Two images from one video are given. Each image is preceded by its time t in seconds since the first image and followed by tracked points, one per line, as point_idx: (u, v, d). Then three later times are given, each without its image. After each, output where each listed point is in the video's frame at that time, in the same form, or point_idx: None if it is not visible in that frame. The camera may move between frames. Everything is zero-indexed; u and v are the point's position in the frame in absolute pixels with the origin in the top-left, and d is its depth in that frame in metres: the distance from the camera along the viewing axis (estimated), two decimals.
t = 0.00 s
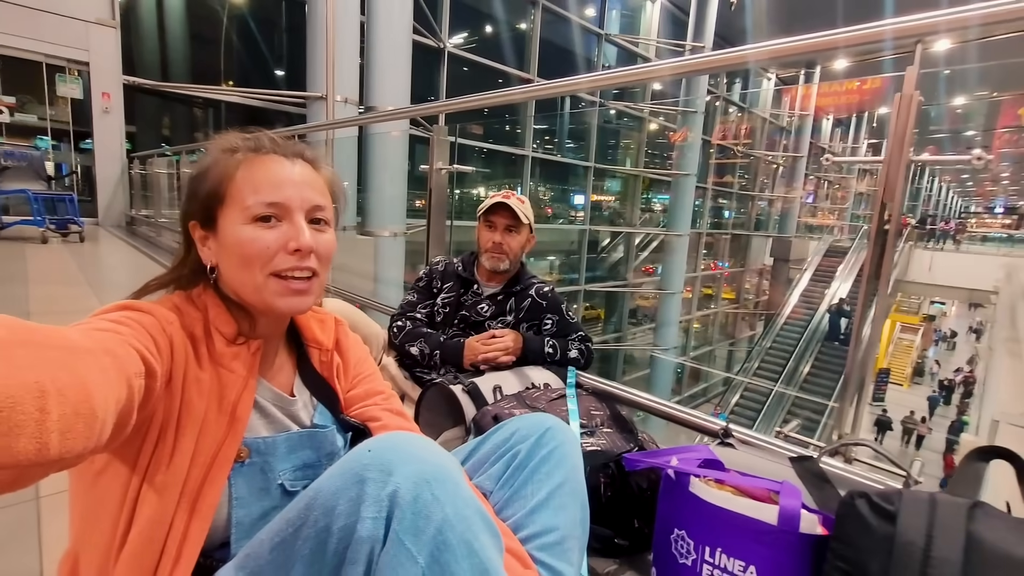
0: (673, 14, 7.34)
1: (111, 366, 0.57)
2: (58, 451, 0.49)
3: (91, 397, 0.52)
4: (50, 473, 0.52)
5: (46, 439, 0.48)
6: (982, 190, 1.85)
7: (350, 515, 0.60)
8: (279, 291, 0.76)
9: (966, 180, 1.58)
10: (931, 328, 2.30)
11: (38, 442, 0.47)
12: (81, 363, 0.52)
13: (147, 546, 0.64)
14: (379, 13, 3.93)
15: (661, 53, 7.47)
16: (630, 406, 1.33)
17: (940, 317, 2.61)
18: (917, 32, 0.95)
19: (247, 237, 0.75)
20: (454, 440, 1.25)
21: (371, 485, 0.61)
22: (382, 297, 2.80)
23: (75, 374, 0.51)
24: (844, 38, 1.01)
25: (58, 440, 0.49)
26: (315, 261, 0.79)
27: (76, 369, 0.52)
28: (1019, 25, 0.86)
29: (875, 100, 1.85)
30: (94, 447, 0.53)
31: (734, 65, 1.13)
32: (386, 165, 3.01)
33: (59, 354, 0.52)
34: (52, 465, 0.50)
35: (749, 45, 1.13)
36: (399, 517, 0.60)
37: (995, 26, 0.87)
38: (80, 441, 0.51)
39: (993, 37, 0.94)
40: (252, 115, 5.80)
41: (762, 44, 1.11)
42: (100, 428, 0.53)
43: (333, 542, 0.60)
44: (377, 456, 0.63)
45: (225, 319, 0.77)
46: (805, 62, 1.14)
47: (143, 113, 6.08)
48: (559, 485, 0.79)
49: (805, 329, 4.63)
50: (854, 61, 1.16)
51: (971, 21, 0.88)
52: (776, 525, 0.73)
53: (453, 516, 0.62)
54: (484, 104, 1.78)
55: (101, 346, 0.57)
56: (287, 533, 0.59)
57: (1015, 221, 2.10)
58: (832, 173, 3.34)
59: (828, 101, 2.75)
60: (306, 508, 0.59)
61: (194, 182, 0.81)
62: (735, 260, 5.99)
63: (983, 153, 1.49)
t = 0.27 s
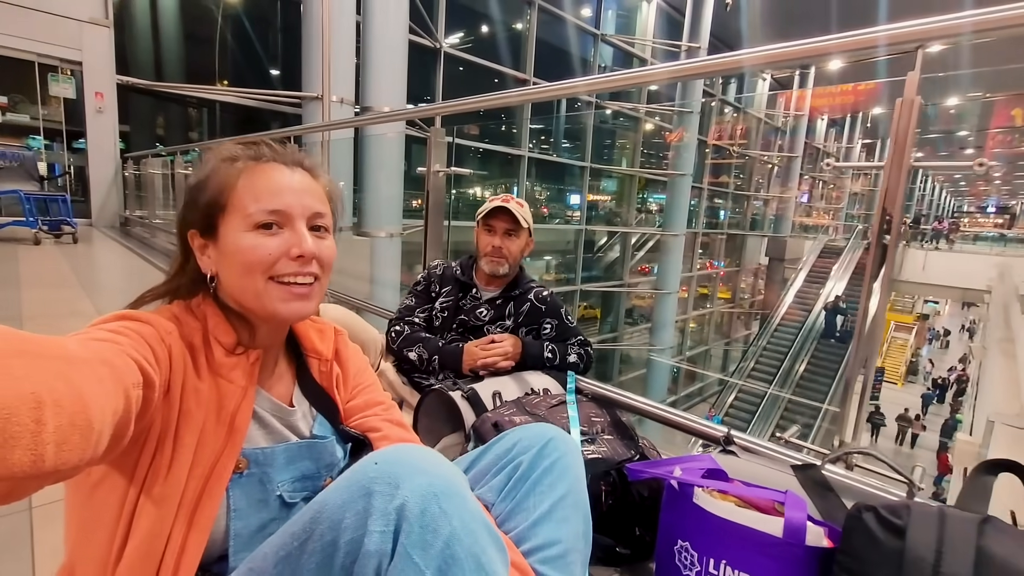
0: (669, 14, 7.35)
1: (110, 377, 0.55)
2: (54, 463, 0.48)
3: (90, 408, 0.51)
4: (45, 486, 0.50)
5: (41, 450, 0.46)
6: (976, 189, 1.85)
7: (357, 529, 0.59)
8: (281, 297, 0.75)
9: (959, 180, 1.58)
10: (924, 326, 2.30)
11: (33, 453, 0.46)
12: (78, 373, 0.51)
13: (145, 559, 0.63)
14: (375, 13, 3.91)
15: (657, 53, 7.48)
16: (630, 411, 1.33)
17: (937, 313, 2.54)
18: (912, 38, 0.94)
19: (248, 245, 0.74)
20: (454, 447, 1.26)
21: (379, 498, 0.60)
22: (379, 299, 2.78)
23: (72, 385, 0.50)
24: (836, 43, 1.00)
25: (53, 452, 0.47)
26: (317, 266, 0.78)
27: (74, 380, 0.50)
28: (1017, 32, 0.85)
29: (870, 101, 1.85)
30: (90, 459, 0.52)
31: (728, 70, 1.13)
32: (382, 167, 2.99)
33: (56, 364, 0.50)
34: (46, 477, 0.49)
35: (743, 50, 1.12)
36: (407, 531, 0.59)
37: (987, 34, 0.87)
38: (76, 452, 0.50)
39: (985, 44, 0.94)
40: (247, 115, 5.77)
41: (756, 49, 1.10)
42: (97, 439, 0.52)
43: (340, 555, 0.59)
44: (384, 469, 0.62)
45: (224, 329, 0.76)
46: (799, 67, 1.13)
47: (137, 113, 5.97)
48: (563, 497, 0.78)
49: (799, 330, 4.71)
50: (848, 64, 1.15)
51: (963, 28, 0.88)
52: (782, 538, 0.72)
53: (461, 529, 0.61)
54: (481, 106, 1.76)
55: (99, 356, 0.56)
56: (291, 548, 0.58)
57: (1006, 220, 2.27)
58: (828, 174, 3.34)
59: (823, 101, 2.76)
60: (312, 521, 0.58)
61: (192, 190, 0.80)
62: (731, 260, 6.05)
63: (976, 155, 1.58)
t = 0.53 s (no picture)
0: (665, 14, 7.36)
1: (104, 387, 0.54)
2: (43, 474, 0.46)
3: (82, 418, 0.49)
4: (35, 497, 0.49)
5: (31, 461, 0.45)
6: (969, 188, 1.85)
7: (356, 543, 0.58)
8: (284, 299, 0.73)
9: (955, 181, 1.58)
10: (920, 326, 2.27)
11: (22, 464, 0.44)
12: (70, 383, 0.49)
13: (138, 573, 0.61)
14: (370, 12, 3.89)
15: (653, 53, 7.49)
16: (628, 415, 1.32)
17: (932, 311, 2.47)
18: (909, 42, 0.94)
19: (252, 247, 0.73)
20: (451, 453, 1.25)
21: (379, 511, 0.59)
22: (375, 300, 2.77)
23: (64, 395, 0.48)
24: (832, 47, 1.00)
25: (43, 463, 0.46)
26: (321, 271, 0.76)
27: (66, 391, 0.49)
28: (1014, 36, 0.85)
29: (865, 102, 1.84)
30: (81, 470, 0.50)
31: (725, 73, 1.12)
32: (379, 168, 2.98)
33: (48, 373, 0.49)
34: (36, 488, 0.47)
35: (739, 54, 1.12)
36: (407, 544, 0.58)
37: (980, 37, 0.87)
38: (67, 463, 0.48)
39: (982, 48, 0.93)
40: (243, 115, 5.74)
41: (751, 53, 1.10)
42: (89, 450, 0.50)
43: (340, 569, 0.58)
44: (384, 481, 0.60)
45: (223, 337, 0.74)
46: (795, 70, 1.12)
47: (132, 114, 5.95)
48: (562, 507, 0.77)
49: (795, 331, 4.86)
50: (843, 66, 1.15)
51: (955, 33, 0.89)
52: (785, 548, 0.72)
53: (462, 543, 0.60)
54: (479, 108, 1.75)
55: (93, 365, 0.54)
56: (288, 562, 0.57)
57: (1000, 219, 2.32)
58: (824, 175, 3.34)
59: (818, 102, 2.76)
60: (310, 535, 0.57)
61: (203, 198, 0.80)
62: (727, 259, 6.01)
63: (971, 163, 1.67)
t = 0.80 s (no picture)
0: (661, 14, 7.37)
1: (106, 386, 0.53)
2: (45, 474, 0.46)
3: (84, 417, 0.48)
4: (36, 496, 0.48)
5: (33, 459, 0.44)
6: (964, 187, 1.85)
7: (361, 542, 0.58)
8: (300, 318, 0.74)
9: (949, 180, 1.59)
10: (914, 322, 2.28)
11: (24, 463, 0.44)
12: (72, 382, 0.49)
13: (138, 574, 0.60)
14: (366, 12, 3.88)
15: (649, 53, 7.49)
16: (627, 414, 1.32)
17: (926, 309, 2.45)
18: (902, 42, 0.94)
19: (277, 264, 0.72)
20: (450, 453, 1.24)
21: (383, 510, 0.58)
22: (372, 300, 2.76)
23: (66, 394, 0.48)
24: (826, 47, 1.00)
25: (45, 462, 0.45)
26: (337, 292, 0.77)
27: (68, 390, 0.48)
28: (1008, 37, 0.85)
29: (860, 101, 1.82)
30: (83, 471, 0.50)
31: (720, 73, 1.12)
32: (375, 168, 2.97)
33: (51, 371, 0.48)
34: (38, 487, 0.46)
35: (733, 54, 1.12)
36: (412, 543, 0.57)
37: (971, 37, 0.88)
38: (70, 463, 0.47)
39: (975, 48, 0.94)
40: (238, 115, 5.72)
41: (746, 53, 1.10)
42: (91, 451, 0.49)
43: (344, 569, 0.58)
44: (388, 481, 0.60)
45: (227, 339, 0.73)
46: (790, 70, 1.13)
47: (127, 113, 5.86)
48: (564, 511, 0.77)
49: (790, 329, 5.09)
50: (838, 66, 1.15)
51: (946, 33, 0.89)
52: (785, 548, 0.72)
53: (467, 543, 0.59)
54: (476, 108, 1.74)
55: (95, 364, 0.54)
56: (292, 562, 0.57)
57: (992, 218, 2.29)
58: (819, 174, 3.36)
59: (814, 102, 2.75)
60: (314, 535, 0.57)
61: (220, 194, 0.76)
62: (723, 258, 6.09)
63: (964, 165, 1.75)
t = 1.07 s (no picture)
0: (656, 12, 7.36)
1: (102, 390, 0.52)
2: (40, 478, 0.45)
3: (80, 421, 0.47)
4: (30, 501, 0.47)
5: (27, 464, 0.43)
6: (958, 183, 1.85)
7: (361, 546, 0.57)
8: (297, 328, 0.73)
9: (945, 178, 1.58)
10: (909, 319, 2.28)
11: (18, 467, 0.43)
12: (68, 386, 0.48)
13: None
14: (361, 11, 3.87)
15: (644, 51, 7.49)
16: (624, 414, 1.32)
17: (921, 305, 2.44)
18: (897, 41, 0.93)
19: (276, 274, 0.71)
20: (447, 454, 1.24)
21: (384, 514, 0.58)
22: (368, 300, 2.74)
23: (62, 398, 0.47)
24: (820, 47, 0.99)
25: (40, 466, 0.44)
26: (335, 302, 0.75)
27: (64, 393, 0.47)
28: (1004, 35, 0.84)
29: (855, 99, 1.82)
30: (79, 475, 0.49)
31: (714, 72, 1.12)
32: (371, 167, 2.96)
33: (47, 375, 0.47)
34: (33, 492, 0.46)
35: (728, 52, 1.11)
36: (412, 547, 0.57)
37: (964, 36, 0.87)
38: (64, 467, 0.46)
39: (969, 46, 0.93)
40: (232, 114, 5.69)
41: (740, 52, 1.10)
42: (86, 455, 0.48)
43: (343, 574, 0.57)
44: (388, 484, 0.59)
45: (224, 344, 0.72)
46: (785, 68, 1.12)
47: (120, 112, 5.86)
48: (563, 514, 0.77)
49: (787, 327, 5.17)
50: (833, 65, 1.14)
51: (938, 32, 0.88)
52: (784, 550, 0.71)
53: (468, 548, 0.59)
54: (472, 107, 1.74)
55: (91, 367, 0.53)
56: (291, 567, 0.56)
57: (984, 216, 2.44)
58: (814, 171, 3.36)
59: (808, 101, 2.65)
60: (314, 538, 0.56)
61: (221, 198, 0.75)
62: (720, 255, 6.00)
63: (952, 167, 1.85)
